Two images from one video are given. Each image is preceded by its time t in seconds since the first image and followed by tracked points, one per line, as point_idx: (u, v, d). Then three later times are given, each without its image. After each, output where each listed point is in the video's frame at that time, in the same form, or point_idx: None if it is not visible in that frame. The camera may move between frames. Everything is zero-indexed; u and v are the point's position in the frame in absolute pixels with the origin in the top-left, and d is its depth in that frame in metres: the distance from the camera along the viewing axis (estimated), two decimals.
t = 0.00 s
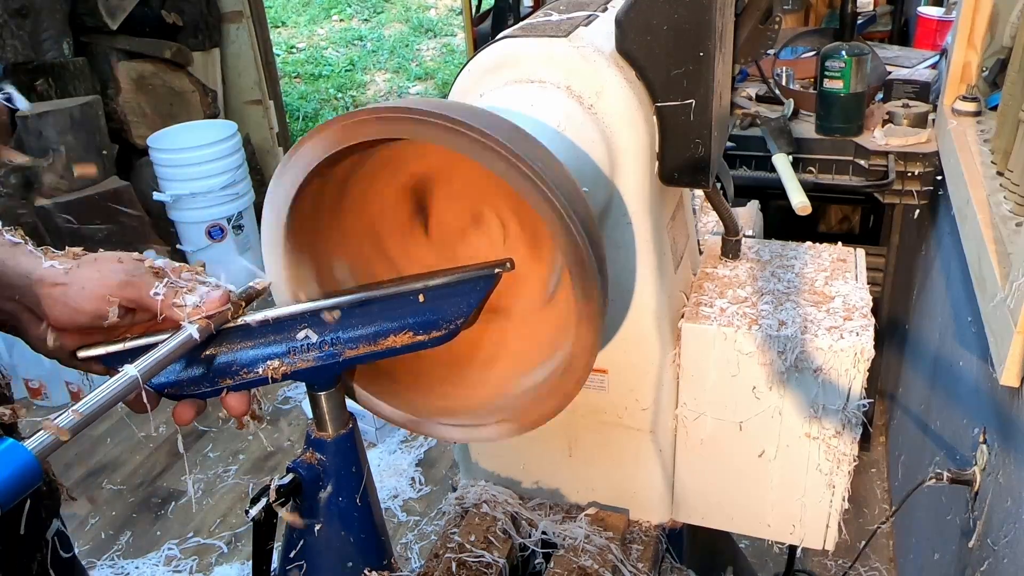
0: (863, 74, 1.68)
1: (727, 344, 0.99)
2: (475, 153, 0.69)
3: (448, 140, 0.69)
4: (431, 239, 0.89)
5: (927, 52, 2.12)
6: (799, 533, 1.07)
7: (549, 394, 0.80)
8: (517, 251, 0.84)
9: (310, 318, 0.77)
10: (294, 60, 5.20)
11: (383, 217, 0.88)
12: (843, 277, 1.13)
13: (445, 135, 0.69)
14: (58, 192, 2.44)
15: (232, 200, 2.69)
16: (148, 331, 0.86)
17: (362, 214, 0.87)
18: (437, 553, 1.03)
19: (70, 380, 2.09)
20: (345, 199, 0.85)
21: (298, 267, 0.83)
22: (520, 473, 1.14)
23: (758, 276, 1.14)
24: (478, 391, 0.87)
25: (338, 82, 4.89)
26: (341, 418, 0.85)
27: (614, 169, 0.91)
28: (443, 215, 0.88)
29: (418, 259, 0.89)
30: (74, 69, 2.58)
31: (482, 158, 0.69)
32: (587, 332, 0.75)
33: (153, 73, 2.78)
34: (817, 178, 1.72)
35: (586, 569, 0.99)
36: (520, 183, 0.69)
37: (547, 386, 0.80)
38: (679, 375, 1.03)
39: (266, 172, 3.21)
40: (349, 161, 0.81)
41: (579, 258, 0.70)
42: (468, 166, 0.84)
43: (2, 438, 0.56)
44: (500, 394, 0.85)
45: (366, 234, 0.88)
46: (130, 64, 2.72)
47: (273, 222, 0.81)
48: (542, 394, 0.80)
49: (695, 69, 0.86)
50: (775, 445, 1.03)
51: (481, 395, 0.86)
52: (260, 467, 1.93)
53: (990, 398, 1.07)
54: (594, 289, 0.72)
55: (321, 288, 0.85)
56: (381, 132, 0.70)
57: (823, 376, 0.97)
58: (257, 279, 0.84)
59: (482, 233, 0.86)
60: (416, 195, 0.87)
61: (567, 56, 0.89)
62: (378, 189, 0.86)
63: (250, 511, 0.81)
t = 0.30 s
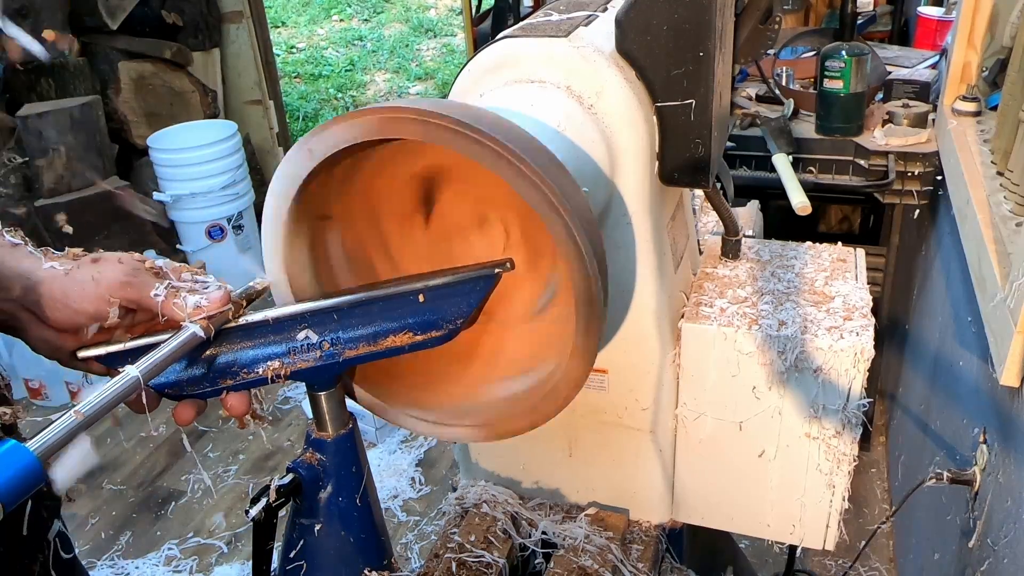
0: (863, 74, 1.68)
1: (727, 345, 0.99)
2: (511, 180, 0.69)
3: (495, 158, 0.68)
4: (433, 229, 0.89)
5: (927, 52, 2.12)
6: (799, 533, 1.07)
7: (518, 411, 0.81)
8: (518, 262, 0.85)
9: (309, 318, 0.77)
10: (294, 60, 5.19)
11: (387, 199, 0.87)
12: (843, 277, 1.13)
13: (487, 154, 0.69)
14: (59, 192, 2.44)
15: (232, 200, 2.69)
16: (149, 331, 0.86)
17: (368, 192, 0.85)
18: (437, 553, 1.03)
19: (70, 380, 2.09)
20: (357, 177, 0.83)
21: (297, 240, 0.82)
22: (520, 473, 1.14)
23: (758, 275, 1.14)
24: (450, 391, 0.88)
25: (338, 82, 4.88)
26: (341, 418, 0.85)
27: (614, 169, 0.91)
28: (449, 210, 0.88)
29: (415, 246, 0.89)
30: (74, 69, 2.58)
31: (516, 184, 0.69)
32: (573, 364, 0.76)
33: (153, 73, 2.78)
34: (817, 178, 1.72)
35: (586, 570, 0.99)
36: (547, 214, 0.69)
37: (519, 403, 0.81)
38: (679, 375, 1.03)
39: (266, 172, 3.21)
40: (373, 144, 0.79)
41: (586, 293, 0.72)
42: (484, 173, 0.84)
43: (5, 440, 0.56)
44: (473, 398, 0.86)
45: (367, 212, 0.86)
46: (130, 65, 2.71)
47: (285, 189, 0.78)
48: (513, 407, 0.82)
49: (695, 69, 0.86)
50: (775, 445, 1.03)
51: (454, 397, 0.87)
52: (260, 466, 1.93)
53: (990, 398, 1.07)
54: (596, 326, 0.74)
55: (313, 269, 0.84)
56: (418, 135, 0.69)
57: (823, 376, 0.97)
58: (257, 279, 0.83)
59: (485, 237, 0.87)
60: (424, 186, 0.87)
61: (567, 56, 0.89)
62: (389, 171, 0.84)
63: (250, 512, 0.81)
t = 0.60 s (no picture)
0: (863, 75, 1.68)
1: (727, 345, 0.99)
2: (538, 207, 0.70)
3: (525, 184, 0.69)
4: (433, 223, 0.89)
5: (927, 52, 2.12)
6: (799, 532, 1.07)
7: (491, 417, 0.82)
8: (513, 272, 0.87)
9: (309, 318, 0.77)
10: (294, 60, 5.19)
11: (393, 189, 0.86)
12: (843, 277, 1.13)
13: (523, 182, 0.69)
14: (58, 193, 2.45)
15: (232, 200, 2.69)
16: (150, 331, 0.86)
17: (378, 180, 0.84)
18: (437, 553, 1.03)
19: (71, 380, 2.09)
20: (372, 165, 0.82)
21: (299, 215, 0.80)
22: (520, 473, 1.14)
23: (758, 275, 1.14)
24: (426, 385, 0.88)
25: (338, 82, 4.88)
26: (341, 418, 0.85)
27: (614, 169, 0.91)
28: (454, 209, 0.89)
29: (411, 237, 0.89)
30: (74, 69, 2.57)
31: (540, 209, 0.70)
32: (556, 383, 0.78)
33: (152, 73, 2.78)
34: (817, 178, 1.72)
35: (586, 569, 0.99)
36: (565, 243, 0.70)
37: (494, 407, 0.83)
38: (679, 375, 1.03)
39: (266, 172, 3.21)
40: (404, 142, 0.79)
41: (586, 320, 0.73)
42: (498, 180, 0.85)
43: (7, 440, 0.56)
44: (445, 396, 0.86)
45: (371, 198, 0.85)
46: (130, 65, 2.72)
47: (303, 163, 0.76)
48: (484, 411, 0.83)
49: (695, 69, 0.86)
50: (775, 445, 1.03)
51: (431, 392, 0.88)
52: (260, 467, 1.93)
53: (990, 398, 1.07)
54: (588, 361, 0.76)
55: (309, 247, 0.82)
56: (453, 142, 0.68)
57: (823, 376, 0.97)
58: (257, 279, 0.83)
59: (487, 242, 0.88)
60: (434, 183, 0.87)
61: (567, 56, 0.89)
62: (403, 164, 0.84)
63: (250, 511, 0.81)
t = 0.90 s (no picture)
0: (863, 75, 1.68)
1: (727, 345, 0.99)
2: (561, 245, 0.71)
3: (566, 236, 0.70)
4: (439, 212, 0.90)
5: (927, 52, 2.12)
6: (799, 533, 1.07)
7: (453, 418, 0.84)
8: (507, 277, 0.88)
9: (309, 318, 0.77)
10: (294, 60, 5.19)
11: (408, 177, 0.86)
12: (843, 277, 1.13)
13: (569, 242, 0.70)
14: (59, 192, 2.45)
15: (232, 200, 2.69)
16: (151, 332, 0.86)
17: (397, 166, 0.84)
18: (437, 553, 1.03)
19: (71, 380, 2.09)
20: (395, 152, 0.81)
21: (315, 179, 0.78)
22: (520, 473, 1.14)
23: (758, 276, 1.14)
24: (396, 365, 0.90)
25: (338, 82, 4.88)
26: (341, 418, 0.86)
27: (614, 169, 0.91)
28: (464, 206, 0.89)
29: (414, 219, 0.90)
30: (74, 69, 2.58)
31: (563, 247, 0.71)
32: (519, 412, 0.80)
33: (153, 73, 2.78)
34: (817, 178, 1.72)
35: (586, 569, 0.99)
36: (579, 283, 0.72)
37: (454, 409, 0.85)
38: (679, 375, 1.03)
39: (266, 172, 3.21)
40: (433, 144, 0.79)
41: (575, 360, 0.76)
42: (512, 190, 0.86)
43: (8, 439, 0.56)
44: (417, 390, 0.88)
45: (385, 176, 0.85)
46: (130, 65, 2.72)
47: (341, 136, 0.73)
48: (448, 411, 0.85)
49: (695, 69, 0.86)
50: (775, 445, 1.03)
51: (403, 379, 0.89)
52: (260, 466, 1.93)
53: (990, 399, 1.07)
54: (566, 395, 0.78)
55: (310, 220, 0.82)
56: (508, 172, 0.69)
57: (823, 376, 0.97)
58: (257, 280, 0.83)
59: (487, 248, 0.89)
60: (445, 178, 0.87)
61: (567, 56, 0.89)
62: (427, 156, 0.83)
63: (250, 512, 0.81)
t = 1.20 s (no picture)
0: (863, 74, 1.68)
1: (727, 345, 0.99)
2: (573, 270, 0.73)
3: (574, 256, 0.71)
4: (440, 209, 0.89)
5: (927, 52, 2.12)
6: (799, 532, 1.08)
7: (445, 416, 0.87)
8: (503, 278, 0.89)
9: (309, 319, 0.77)
10: (294, 60, 5.19)
11: (409, 173, 0.85)
12: (843, 277, 1.13)
13: (576, 259, 0.72)
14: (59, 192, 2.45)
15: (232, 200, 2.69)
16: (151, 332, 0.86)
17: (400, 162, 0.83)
18: (437, 553, 1.03)
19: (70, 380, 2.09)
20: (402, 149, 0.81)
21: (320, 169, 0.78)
22: (520, 473, 1.14)
23: (758, 276, 1.14)
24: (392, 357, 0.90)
25: (338, 82, 4.88)
26: (341, 418, 0.85)
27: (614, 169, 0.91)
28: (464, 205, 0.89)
29: (415, 213, 0.89)
30: (74, 69, 2.56)
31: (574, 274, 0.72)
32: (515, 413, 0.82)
33: (153, 73, 2.78)
34: (817, 178, 1.72)
35: (586, 570, 0.99)
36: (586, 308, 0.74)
37: (447, 408, 0.87)
38: (679, 375, 1.03)
39: (266, 172, 3.21)
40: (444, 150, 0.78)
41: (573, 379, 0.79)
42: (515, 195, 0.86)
43: (9, 441, 0.56)
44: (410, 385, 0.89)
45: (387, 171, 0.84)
46: (130, 64, 2.72)
47: (359, 134, 0.73)
48: (439, 408, 0.87)
49: (695, 69, 0.86)
50: (775, 445, 1.03)
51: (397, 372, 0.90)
52: (260, 466, 1.93)
53: (990, 399, 1.07)
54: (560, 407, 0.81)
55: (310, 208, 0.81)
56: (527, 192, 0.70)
57: (823, 376, 0.97)
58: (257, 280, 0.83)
59: (487, 248, 0.88)
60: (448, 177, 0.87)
61: (567, 56, 0.89)
62: (433, 157, 0.83)
63: (249, 512, 0.81)
